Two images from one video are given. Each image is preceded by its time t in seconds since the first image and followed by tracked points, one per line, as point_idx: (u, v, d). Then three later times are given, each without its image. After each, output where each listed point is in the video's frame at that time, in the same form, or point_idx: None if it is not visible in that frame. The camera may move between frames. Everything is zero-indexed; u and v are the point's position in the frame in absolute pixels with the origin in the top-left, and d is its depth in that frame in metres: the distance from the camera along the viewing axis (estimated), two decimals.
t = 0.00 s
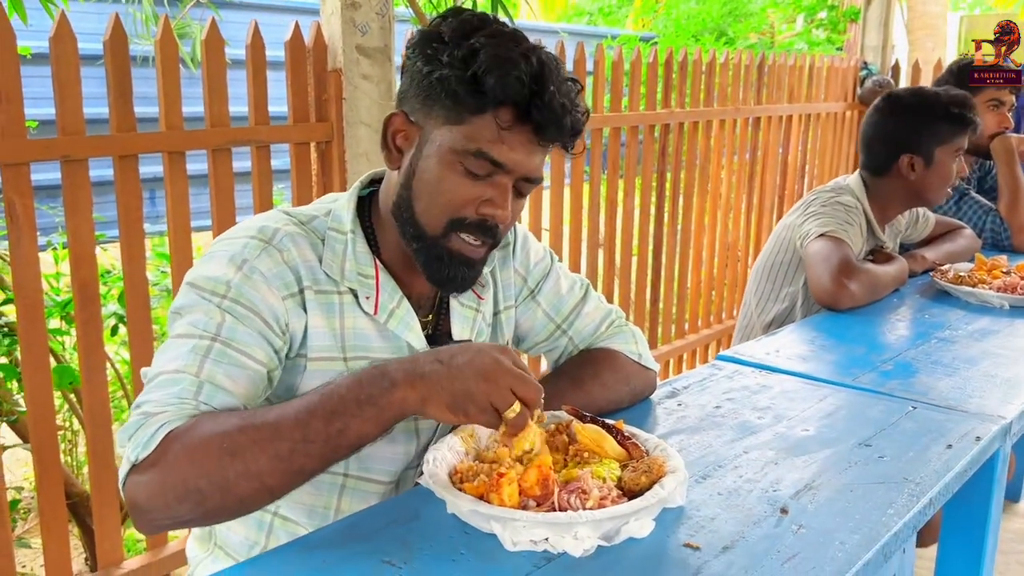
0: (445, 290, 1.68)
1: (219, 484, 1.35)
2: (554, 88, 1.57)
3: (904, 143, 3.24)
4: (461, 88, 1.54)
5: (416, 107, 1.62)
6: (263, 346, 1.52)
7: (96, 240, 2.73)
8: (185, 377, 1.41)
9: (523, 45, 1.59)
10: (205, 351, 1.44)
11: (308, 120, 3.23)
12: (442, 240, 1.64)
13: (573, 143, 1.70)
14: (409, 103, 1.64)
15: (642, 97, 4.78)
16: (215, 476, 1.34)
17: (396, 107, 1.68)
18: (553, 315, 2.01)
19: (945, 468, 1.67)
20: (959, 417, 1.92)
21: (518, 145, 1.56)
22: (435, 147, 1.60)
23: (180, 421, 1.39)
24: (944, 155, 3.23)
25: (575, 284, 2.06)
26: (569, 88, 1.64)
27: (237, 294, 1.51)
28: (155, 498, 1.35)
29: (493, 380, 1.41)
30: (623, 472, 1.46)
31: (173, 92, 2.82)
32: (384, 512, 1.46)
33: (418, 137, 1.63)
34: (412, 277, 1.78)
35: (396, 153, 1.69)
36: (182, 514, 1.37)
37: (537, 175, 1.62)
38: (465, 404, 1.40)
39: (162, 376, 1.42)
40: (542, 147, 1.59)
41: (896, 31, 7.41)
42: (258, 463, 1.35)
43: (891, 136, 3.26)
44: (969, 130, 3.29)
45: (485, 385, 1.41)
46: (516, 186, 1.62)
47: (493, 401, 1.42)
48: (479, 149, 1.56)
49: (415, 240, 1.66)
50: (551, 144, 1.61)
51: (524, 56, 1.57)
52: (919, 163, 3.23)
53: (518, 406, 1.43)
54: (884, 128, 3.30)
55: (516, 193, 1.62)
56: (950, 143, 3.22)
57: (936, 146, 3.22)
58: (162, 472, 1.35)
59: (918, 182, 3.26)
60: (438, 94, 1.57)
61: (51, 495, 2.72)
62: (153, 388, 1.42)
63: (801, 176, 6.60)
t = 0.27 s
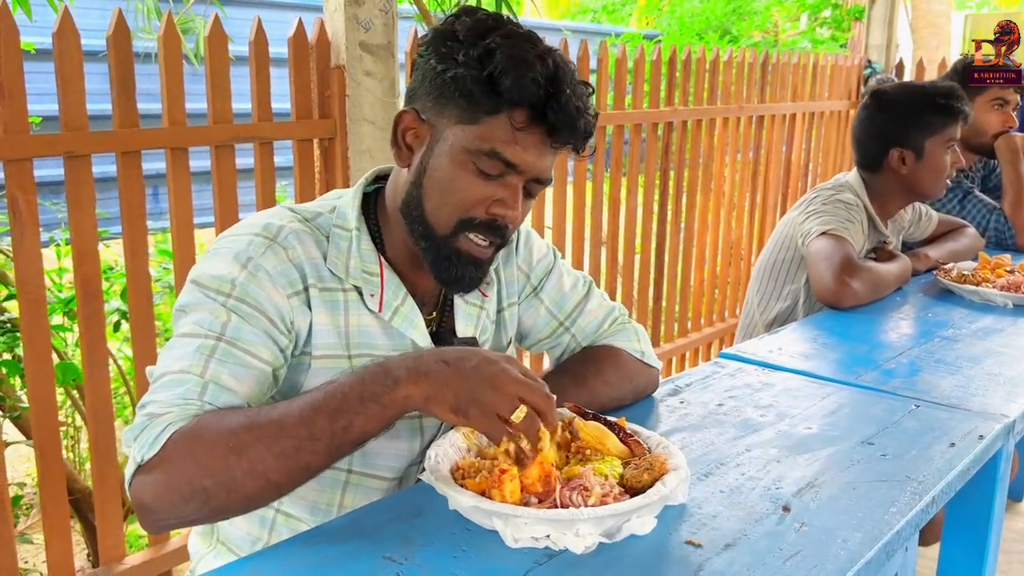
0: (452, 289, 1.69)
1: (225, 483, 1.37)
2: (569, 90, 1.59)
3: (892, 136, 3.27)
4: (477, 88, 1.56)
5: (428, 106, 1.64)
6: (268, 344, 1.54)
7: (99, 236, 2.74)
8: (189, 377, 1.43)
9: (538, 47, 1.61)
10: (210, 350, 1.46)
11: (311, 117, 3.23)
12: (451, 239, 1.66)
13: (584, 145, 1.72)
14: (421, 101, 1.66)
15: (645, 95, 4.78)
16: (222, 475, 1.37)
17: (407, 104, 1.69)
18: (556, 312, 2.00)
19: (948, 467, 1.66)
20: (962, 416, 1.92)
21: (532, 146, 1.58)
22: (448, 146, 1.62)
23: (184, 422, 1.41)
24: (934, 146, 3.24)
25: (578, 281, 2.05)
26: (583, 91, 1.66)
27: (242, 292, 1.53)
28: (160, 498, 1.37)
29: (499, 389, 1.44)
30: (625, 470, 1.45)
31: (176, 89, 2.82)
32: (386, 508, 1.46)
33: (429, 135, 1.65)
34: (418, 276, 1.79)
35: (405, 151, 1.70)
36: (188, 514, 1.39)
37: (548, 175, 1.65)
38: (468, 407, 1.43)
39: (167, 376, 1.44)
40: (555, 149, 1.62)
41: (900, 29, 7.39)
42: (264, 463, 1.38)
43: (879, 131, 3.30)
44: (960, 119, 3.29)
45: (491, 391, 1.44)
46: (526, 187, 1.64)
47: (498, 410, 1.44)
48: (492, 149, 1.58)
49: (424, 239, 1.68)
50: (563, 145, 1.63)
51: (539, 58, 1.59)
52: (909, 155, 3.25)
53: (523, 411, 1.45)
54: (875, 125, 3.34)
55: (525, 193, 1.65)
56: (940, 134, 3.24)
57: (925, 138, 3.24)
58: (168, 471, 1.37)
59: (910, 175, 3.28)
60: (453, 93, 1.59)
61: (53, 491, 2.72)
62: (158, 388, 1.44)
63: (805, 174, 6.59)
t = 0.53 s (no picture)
0: (457, 288, 1.68)
1: (215, 477, 1.33)
2: (574, 89, 1.60)
3: (888, 134, 3.27)
4: (483, 86, 1.56)
5: (433, 104, 1.64)
6: (265, 341, 1.52)
7: (98, 232, 2.73)
8: (185, 370, 1.41)
9: (544, 46, 1.62)
10: (208, 345, 1.44)
11: (311, 113, 3.22)
12: (456, 237, 1.66)
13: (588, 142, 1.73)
14: (426, 99, 1.65)
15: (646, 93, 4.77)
16: (213, 467, 1.33)
17: (411, 102, 1.69)
18: (558, 310, 1.99)
19: (952, 467, 1.66)
20: (965, 416, 1.91)
21: (537, 145, 1.59)
22: (453, 144, 1.61)
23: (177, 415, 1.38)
24: (931, 142, 3.24)
25: (581, 280, 2.04)
26: (588, 90, 1.67)
27: (242, 288, 1.52)
28: (150, 491, 1.33)
29: (493, 392, 1.44)
30: (629, 469, 1.45)
31: (176, 85, 2.80)
32: (389, 507, 1.46)
33: (434, 133, 1.64)
34: (421, 274, 1.79)
35: (410, 150, 1.69)
36: (179, 508, 1.34)
37: (553, 173, 1.65)
38: (460, 406, 1.41)
39: (162, 369, 1.42)
40: (560, 147, 1.62)
41: (900, 28, 7.39)
42: (255, 457, 1.33)
43: (875, 129, 3.31)
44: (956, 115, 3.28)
45: (485, 393, 1.43)
46: (531, 185, 1.64)
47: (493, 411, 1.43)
48: (498, 147, 1.58)
49: (429, 237, 1.68)
50: (568, 144, 1.63)
51: (545, 57, 1.59)
52: (906, 153, 3.25)
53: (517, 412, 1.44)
54: (870, 123, 3.35)
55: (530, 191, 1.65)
56: (935, 130, 3.24)
57: (921, 134, 3.23)
58: (160, 464, 1.33)
59: (909, 173, 3.27)
60: (458, 91, 1.59)
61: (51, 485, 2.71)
62: (153, 380, 1.41)
63: (805, 173, 6.59)
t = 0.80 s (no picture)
0: (436, 267, 1.61)
1: (214, 473, 1.31)
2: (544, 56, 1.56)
3: (886, 131, 3.27)
4: (450, 59, 1.56)
5: (415, 88, 1.65)
6: (265, 335, 1.50)
7: (95, 228, 2.71)
8: (184, 363, 1.38)
9: (515, 18, 1.60)
10: (206, 338, 1.41)
11: (309, 109, 3.20)
12: (433, 213, 1.60)
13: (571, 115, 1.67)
14: (410, 85, 1.67)
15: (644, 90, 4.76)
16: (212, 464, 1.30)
17: (402, 94, 1.72)
18: (559, 307, 1.99)
19: (954, 466, 1.66)
20: (966, 414, 1.91)
21: (509, 112, 1.55)
22: (429, 120, 1.61)
23: (179, 408, 1.35)
24: (930, 141, 3.23)
25: (581, 277, 2.03)
26: (565, 62, 1.63)
27: (241, 281, 1.49)
28: (150, 485, 1.31)
29: (494, 396, 1.41)
30: (632, 467, 1.44)
31: (174, 83, 2.79)
32: (390, 504, 1.45)
33: (416, 115, 1.65)
34: (416, 266, 1.76)
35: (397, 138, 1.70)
36: (178, 502, 1.32)
37: (534, 146, 1.59)
38: (462, 412, 1.39)
39: (161, 362, 1.39)
40: (536, 116, 1.57)
41: (896, 27, 7.40)
42: (255, 454, 1.31)
43: (873, 126, 3.31)
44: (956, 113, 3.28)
45: (486, 398, 1.40)
46: (510, 157, 1.58)
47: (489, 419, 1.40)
48: (467, 113, 1.55)
49: (408, 216, 1.63)
50: (545, 114, 1.59)
51: (513, 26, 1.58)
52: (905, 151, 3.25)
53: (512, 427, 1.44)
54: (870, 120, 3.35)
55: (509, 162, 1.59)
56: (935, 128, 3.24)
57: (921, 132, 3.23)
58: (159, 456, 1.30)
59: (908, 171, 3.27)
60: (432, 68, 1.60)
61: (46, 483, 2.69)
62: (151, 373, 1.38)
63: (801, 171, 6.60)
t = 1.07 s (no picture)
0: (433, 267, 1.61)
1: (222, 473, 1.33)
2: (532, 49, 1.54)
3: (884, 129, 3.27)
4: (438, 57, 1.53)
5: (404, 84, 1.61)
6: (266, 331, 1.49)
7: (89, 222, 2.69)
8: (188, 363, 1.40)
9: (499, 9, 1.57)
10: (209, 336, 1.42)
11: (305, 103, 3.17)
12: (428, 213, 1.59)
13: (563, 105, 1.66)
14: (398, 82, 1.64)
15: (639, 87, 4.76)
16: (219, 464, 1.33)
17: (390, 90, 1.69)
18: (558, 303, 1.97)
19: (955, 463, 1.66)
20: (965, 412, 1.91)
21: (501, 109, 1.53)
22: (421, 120, 1.58)
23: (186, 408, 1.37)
24: (928, 139, 3.24)
25: (581, 273, 2.02)
26: (552, 49, 1.60)
27: (240, 278, 1.49)
28: (158, 487, 1.33)
29: (501, 376, 1.41)
30: (635, 464, 1.44)
31: (169, 73, 2.76)
32: (392, 501, 1.44)
33: (407, 111, 1.62)
34: (411, 260, 1.73)
35: (389, 134, 1.68)
36: (186, 503, 1.35)
37: (528, 143, 1.58)
38: (472, 399, 1.39)
39: (166, 362, 1.40)
40: (527, 110, 1.55)
41: (889, 25, 7.41)
42: (262, 453, 1.34)
43: (870, 124, 3.31)
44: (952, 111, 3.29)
45: (493, 379, 1.40)
46: (506, 155, 1.58)
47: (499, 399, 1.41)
48: (459, 115, 1.54)
49: (404, 216, 1.62)
50: (536, 107, 1.56)
51: (499, 19, 1.55)
52: (903, 148, 3.25)
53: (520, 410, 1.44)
54: (866, 117, 3.36)
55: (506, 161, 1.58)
56: (932, 125, 3.24)
57: (918, 130, 3.23)
58: (166, 459, 1.33)
59: (905, 168, 3.28)
60: (419, 66, 1.56)
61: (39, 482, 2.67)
62: (156, 374, 1.40)
63: (794, 169, 6.60)
